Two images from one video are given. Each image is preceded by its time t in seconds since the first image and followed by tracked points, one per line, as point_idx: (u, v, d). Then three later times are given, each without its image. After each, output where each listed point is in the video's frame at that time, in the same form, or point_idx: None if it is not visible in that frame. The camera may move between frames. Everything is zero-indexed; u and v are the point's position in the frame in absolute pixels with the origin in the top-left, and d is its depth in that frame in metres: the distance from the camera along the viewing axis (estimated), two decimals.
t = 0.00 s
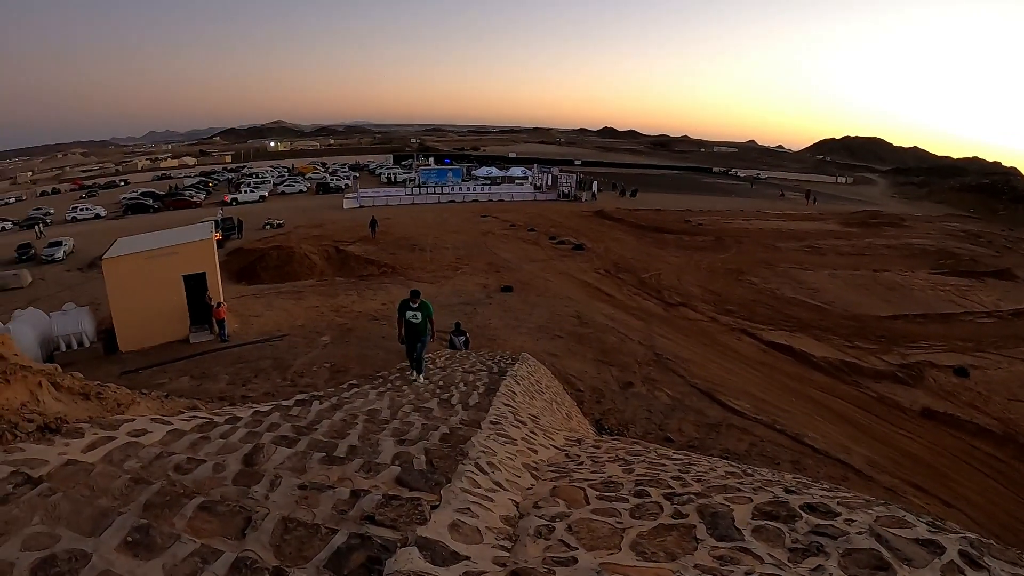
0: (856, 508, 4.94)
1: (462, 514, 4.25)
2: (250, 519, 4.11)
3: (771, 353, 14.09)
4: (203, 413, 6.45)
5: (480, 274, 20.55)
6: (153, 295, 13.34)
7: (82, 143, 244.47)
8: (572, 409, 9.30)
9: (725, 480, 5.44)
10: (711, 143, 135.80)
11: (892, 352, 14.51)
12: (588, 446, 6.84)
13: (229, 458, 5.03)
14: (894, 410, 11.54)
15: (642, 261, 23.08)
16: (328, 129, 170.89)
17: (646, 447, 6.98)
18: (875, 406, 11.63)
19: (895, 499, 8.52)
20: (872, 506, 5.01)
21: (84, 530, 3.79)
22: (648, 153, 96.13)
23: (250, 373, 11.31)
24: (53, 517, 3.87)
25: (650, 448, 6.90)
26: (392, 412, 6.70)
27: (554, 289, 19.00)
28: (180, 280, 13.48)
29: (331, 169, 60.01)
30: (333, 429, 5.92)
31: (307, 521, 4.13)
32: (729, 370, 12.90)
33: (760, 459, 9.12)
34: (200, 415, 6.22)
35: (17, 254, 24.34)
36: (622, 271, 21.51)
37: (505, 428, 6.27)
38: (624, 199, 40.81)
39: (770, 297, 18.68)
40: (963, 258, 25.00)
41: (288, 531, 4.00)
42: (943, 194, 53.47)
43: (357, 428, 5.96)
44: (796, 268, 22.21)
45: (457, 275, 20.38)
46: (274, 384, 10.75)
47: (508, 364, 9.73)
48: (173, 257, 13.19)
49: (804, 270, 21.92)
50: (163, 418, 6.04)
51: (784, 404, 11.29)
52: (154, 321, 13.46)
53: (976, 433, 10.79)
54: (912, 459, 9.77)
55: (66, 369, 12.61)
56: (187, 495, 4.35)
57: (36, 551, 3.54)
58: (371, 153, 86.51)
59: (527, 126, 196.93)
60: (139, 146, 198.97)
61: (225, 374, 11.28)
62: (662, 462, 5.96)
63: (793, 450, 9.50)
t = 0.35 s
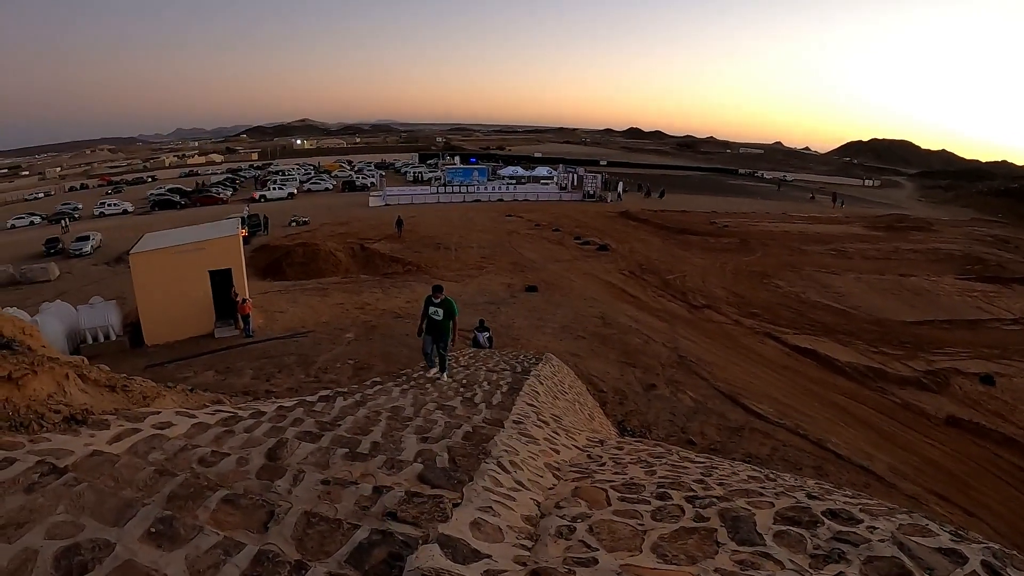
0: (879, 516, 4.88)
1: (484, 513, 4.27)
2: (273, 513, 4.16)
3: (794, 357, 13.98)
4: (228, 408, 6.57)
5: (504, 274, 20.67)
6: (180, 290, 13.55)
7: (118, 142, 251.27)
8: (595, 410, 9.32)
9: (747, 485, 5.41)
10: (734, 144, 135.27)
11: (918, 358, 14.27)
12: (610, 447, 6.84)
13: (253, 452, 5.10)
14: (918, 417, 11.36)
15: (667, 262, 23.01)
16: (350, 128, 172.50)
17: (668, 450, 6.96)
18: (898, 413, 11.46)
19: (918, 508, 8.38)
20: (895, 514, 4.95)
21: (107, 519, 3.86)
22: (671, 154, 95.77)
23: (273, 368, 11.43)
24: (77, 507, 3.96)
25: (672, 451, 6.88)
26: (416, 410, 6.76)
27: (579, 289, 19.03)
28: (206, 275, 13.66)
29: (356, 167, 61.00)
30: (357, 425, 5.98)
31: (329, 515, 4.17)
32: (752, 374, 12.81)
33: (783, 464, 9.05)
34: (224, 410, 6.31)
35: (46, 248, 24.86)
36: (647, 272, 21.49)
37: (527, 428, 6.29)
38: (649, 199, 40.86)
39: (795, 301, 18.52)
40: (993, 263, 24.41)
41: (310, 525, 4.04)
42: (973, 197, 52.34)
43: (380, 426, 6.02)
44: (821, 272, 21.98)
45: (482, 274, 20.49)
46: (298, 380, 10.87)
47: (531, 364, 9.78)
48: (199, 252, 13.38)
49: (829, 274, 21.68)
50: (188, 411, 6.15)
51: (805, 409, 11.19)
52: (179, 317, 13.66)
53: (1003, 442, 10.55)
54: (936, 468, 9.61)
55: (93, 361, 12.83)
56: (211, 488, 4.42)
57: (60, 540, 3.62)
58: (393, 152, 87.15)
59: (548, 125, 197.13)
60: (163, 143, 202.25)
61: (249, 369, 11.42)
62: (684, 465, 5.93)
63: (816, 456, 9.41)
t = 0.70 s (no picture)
0: (905, 524, 4.82)
1: (509, 512, 4.30)
2: (299, 507, 4.21)
3: (822, 363, 13.82)
4: (256, 402, 6.70)
5: (532, 273, 20.75)
6: (209, 284, 13.76)
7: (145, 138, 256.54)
8: (621, 411, 9.32)
9: (772, 491, 5.37)
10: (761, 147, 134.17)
11: (947, 365, 13.98)
12: (636, 448, 6.83)
13: (280, 446, 5.18)
14: (946, 426, 11.15)
15: (695, 264, 22.89)
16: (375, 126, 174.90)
17: (694, 453, 6.94)
18: (926, 421, 11.25)
19: (945, 519, 8.22)
20: (922, 524, 4.88)
21: (135, 509, 3.94)
22: (697, 155, 95.19)
23: (300, 364, 11.57)
24: (106, 496, 4.05)
25: (698, 454, 6.84)
26: (442, 408, 6.83)
27: (606, 290, 19.04)
28: (236, 271, 13.87)
29: (385, 166, 61.81)
30: (384, 422, 6.06)
31: (355, 510, 4.22)
32: (778, 378, 12.69)
33: (808, 470, 8.96)
34: (252, 405, 6.43)
35: (78, 241, 25.44)
36: (674, 274, 21.42)
37: (553, 428, 6.31)
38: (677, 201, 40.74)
39: (824, 305, 18.30)
40: None
41: (336, 520, 4.09)
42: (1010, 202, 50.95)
43: (407, 423, 6.08)
44: (850, 276, 21.68)
45: (509, 273, 20.57)
46: (325, 375, 10.99)
47: (558, 364, 9.82)
48: (230, 248, 13.60)
49: (859, 279, 21.36)
50: (216, 404, 6.27)
51: (830, 415, 11.05)
52: (210, 312, 13.88)
53: None
54: (965, 479, 9.42)
55: (123, 353, 13.08)
56: (238, 480, 4.49)
57: (88, 528, 3.71)
58: (418, 151, 87.79)
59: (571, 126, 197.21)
60: (187, 140, 205.54)
61: (276, 364, 11.56)
62: (710, 469, 5.90)
63: (842, 463, 9.29)
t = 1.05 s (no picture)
0: (934, 535, 4.74)
1: (536, 511, 4.31)
2: (329, 501, 4.26)
3: (852, 369, 13.60)
4: (285, 397, 6.84)
5: (561, 274, 20.80)
6: (242, 279, 13.99)
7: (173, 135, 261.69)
8: (648, 413, 9.30)
9: (801, 498, 5.31)
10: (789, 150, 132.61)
11: (980, 374, 13.64)
12: (664, 451, 6.80)
13: (310, 442, 5.25)
14: (978, 437, 10.88)
15: (723, 267, 22.73)
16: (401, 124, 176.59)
17: (721, 457, 6.88)
18: (957, 431, 11.01)
19: (975, 531, 8.04)
20: (953, 534, 4.78)
21: (165, 499, 4.01)
22: (725, 156, 94.39)
23: (329, 360, 11.71)
24: (137, 486, 4.15)
25: (726, 459, 6.79)
26: (471, 407, 6.90)
27: (635, 292, 19.00)
28: (267, 266, 14.09)
29: (416, 164, 62.55)
30: (413, 421, 6.12)
31: (383, 506, 4.26)
32: (807, 384, 12.53)
33: (835, 477, 8.84)
34: (282, 400, 6.54)
35: (111, 237, 26.00)
36: (704, 277, 21.28)
37: (581, 429, 6.32)
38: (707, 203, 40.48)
39: (854, 311, 18.03)
40: None
41: (365, 515, 4.13)
42: None
43: (436, 422, 6.14)
44: (882, 282, 21.29)
45: (539, 274, 20.61)
46: (354, 371, 11.11)
47: (587, 365, 9.84)
48: (262, 244, 13.80)
49: (891, 285, 20.97)
50: (247, 399, 6.39)
51: (858, 422, 10.88)
52: (239, 307, 14.12)
53: None
54: (997, 491, 9.20)
55: (154, 346, 13.33)
56: (268, 474, 4.55)
57: (118, 517, 3.79)
58: (444, 150, 88.35)
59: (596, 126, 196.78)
60: (214, 137, 209.24)
61: (306, 360, 11.71)
62: (738, 473, 5.85)
63: (871, 471, 9.14)
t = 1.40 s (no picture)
0: (960, 546, 4.65)
1: (561, 512, 4.32)
2: (355, 497, 4.31)
3: (881, 377, 13.38)
4: (313, 393, 6.96)
5: (589, 275, 20.80)
6: (273, 277, 14.23)
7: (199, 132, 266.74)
8: (674, 417, 9.27)
9: (826, 506, 5.24)
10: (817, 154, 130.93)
11: (1012, 385, 13.31)
12: (689, 455, 6.77)
13: (337, 438, 5.32)
14: (1008, 448, 10.63)
15: (751, 271, 22.54)
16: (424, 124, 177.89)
17: (747, 463, 6.83)
18: (986, 442, 10.76)
19: (1002, 545, 7.87)
20: (979, 547, 4.69)
21: (193, 491, 4.08)
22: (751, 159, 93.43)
23: (356, 357, 11.84)
24: (165, 477, 4.23)
25: (751, 464, 6.73)
26: (497, 407, 6.96)
27: (663, 294, 18.93)
28: (296, 263, 14.30)
29: (444, 164, 63.00)
30: (440, 420, 6.19)
31: (408, 503, 4.30)
32: (833, 391, 12.37)
33: (860, 486, 8.71)
34: (310, 396, 6.65)
35: (142, 232, 26.51)
36: (732, 281, 21.11)
37: (607, 431, 6.33)
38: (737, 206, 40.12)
39: (883, 317, 17.75)
40: None
41: (390, 512, 4.17)
42: None
43: (462, 422, 6.19)
44: (913, 289, 20.90)
45: (568, 275, 20.61)
46: (381, 369, 11.21)
47: (614, 367, 9.83)
48: (291, 241, 14.02)
49: (922, 292, 20.57)
50: (275, 394, 6.51)
51: (884, 431, 10.70)
52: (268, 303, 14.35)
53: None
54: None
55: (183, 341, 13.56)
56: (295, 468, 4.62)
57: (146, 507, 3.87)
58: (469, 150, 88.74)
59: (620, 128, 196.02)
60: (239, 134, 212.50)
61: (333, 357, 11.85)
62: (763, 480, 5.81)
63: (897, 481, 8.99)
